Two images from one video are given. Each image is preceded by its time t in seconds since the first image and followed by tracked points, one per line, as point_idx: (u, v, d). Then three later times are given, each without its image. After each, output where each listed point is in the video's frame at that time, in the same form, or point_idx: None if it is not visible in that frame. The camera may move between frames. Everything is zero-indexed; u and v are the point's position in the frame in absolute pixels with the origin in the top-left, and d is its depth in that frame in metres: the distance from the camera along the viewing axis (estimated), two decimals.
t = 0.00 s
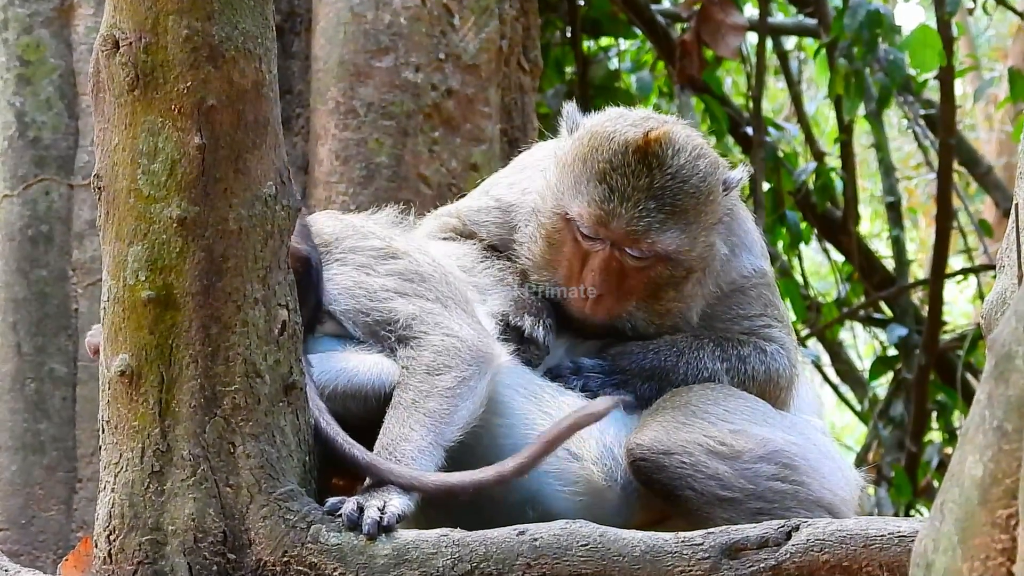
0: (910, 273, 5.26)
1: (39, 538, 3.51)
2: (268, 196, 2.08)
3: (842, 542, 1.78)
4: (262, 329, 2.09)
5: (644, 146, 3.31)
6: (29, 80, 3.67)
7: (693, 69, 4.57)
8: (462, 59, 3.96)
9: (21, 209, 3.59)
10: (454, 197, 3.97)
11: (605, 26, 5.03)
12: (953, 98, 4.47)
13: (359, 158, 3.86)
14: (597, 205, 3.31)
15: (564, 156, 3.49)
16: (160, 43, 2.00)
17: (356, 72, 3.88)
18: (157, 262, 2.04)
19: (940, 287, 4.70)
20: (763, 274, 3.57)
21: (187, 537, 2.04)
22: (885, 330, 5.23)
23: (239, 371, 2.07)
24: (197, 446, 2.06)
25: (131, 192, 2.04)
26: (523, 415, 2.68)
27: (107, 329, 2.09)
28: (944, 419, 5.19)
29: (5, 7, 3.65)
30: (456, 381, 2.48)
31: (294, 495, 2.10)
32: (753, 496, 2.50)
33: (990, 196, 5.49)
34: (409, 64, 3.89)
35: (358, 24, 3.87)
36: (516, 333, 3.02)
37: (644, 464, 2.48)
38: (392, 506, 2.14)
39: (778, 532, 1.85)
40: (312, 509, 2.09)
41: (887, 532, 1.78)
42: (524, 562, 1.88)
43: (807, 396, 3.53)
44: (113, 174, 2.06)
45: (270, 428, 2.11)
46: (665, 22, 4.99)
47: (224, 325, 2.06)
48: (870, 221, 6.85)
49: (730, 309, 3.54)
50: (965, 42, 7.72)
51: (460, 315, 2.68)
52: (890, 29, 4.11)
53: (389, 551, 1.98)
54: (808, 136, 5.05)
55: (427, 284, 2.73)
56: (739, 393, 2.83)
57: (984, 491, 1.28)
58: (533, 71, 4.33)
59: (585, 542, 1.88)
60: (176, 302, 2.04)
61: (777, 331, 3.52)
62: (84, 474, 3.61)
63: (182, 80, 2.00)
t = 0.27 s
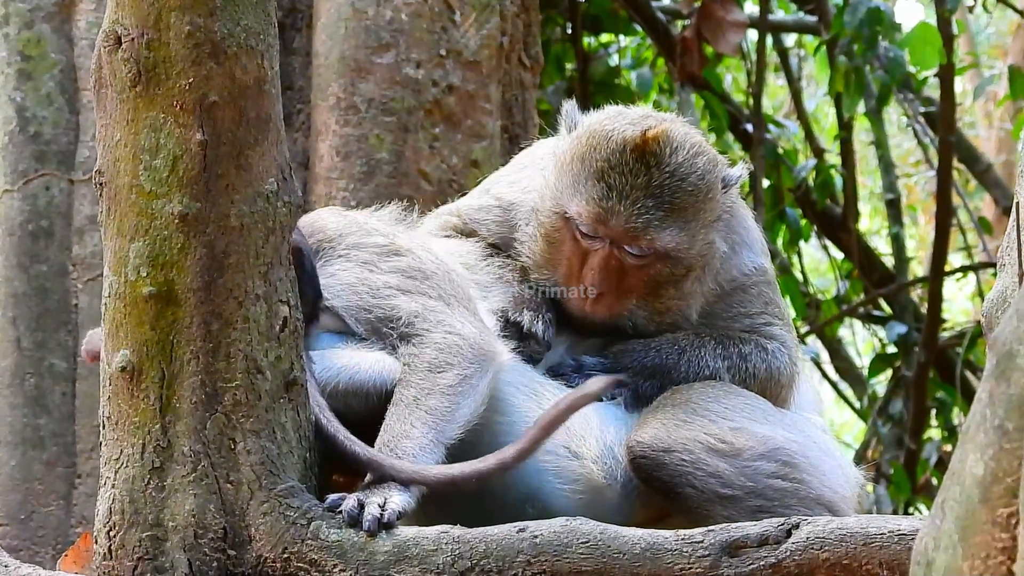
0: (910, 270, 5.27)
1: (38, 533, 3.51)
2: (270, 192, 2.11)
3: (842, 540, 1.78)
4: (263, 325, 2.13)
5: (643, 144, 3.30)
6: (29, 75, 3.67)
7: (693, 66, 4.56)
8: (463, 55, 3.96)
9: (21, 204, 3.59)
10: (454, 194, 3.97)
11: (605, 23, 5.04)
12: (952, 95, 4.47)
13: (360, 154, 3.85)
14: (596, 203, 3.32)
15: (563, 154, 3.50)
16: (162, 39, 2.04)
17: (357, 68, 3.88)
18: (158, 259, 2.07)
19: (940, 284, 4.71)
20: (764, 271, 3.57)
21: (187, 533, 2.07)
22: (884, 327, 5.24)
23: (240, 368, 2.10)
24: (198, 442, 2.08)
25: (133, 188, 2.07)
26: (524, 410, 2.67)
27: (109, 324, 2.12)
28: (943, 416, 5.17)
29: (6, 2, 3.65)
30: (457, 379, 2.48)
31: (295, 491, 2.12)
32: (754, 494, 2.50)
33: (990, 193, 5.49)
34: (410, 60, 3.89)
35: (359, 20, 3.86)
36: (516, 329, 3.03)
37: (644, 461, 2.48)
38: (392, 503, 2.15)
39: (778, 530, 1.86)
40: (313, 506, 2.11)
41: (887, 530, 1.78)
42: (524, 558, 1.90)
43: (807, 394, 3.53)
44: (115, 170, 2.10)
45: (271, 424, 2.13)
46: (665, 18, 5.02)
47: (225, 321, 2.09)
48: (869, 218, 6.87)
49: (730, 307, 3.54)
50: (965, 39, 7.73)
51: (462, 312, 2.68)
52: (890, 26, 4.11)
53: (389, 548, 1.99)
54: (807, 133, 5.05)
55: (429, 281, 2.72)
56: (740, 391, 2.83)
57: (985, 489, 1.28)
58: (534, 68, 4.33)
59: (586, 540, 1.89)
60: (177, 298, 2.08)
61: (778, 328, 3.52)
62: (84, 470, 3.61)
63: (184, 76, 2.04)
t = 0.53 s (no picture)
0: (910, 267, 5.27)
1: (39, 529, 3.51)
2: (270, 187, 2.16)
3: (842, 536, 1.79)
4: (264, 321, 2.16)
5: (641, 142, 3.31)
6: (30, 72, 3.67)
7: (694, 63, 4.57)
8: (463, 52, 3.96)
9: (22, 200, 3.59)
10: (455, 190, 3.97)
11: (606, 19, 5.04)
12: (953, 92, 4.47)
13: (361, 151, 3.85)
14: (595, 202, 3.32)
15: (563, 152, 3.50)
16: (163, 35, 2.08)
17: (357, 65, 3.88)
18: (159, 255, 2.10)
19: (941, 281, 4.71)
20: (764, 266, 3.57)
21: (188, 529, 2.08)
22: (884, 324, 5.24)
23: (241, 363, 2.13)
24: (199, 438, 2.10)
25: (134, 184, 2.11)
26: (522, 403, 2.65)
27: (110, 321, 2.14)
28: (944, 413, 5.21)
29: None
30: (457, 374, 2.47)
31: (296, 487, 2.14)
32: (754, 490, 2.50)
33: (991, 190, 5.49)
34: (411, 57, 3.89)
35: (360, 16, 3.87)
36: (515, 325, 2.99)
37: (645, 457, 2.47)
38: (393, 498, 2.17)
39: (779, 526, 1.87)
40: (314, 502, 2.13)
41: (888, 526, 1.79)
42: (525, 553, 1.92)
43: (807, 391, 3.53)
44: (115, 166, 2.13)
45: (272, 420, 2.16)
46: (666, 15, 5.02)
47: (226, 317, 2.12)
48: (869, 215, 6.87)
49: (730, 303, 3.54)
50: (965, 37, 7.73)
51: (462, 308, 2.65)
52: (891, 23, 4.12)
53: (391, 543, 2.01)
54: (808, 130, 5.05)
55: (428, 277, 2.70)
56: (739, 386, 2.82)
57: (986, 484, 1.28)
58: (534, 64, 4.33)
59: (587, 536, 1.91)
60: (178, 293, 2.10)
61: (780, 325, 3.52)
62: (84, 466, 3.60)
63: (185, 73, 2.08)
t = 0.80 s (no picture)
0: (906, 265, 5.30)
1: (35, 525, 3.50)
2: (271, 184, 2.16)
3: (840, 536, 1.80)
4: (263, 318, 2.16)
5: (646, 142, 3.32)
6: (29, 66, 3.69)
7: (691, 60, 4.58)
8: (461, 49, 3.95)
9: (20, 195, 3.57)
10: (452, 187, 3.95)
11: (603, 16, 5.05)
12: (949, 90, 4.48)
13: (359, 147, 3.85)
14: (599, 202, 3.32)
15: (568, 152, 3.50)
16: (164, 32, 2.10)
17: (355, 62, 3.88)
18: (159, 251, 2.11)
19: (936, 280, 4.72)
20: (766, 268, 3.59)
21: (187, 525, 2.11)
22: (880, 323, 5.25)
23: (240, 360, 2.13)
24: (197, 435, 2.11)
25: (135, 180, 2.12)
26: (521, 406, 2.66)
27: (109, 317, 2.15)
28: (939, 412, 5.26)
29: None
30: (458, 374, 2.46)
31: (294, 484, 2.14)
32: (752, 488, 2.49)
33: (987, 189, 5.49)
34: (408, 54, 3.89)
35: (359, 13, 3.88)
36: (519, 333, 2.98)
37: (643, 456, 2.48)
38: (392, 496, 2.18)
39: (777, 525, 1.88)
40: (312, 498, 2.15)
41: (886, 526, 1.80)
42: (523, 551, 1.94)
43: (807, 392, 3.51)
44: (115, 163, 2.15)
45: (271, 417, 2.16)
46: (663, 13, 5.02)
47: (226, 313, 2.13)
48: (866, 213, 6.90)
49: (731, 304, 3.55)
50: (961, 35, 7.74)
51: (462, 307, 2.65)
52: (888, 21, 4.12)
53: (388, 540, 2.05)
54: (804, 128, 5.06)
55: (431, 276, 2.70)
56: (738, 386, 2.83)
57: (985, 485, 1.29)
58: (532, 62, 4.32)
59: (585, 534, 1.93)
60: (177, 290, 2.11)
61: (779, 326, 3.53)
62: (80, 461, 3.59)
63: (185, 69, 2.09)
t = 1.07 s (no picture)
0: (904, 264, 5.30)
1: (34, 522, 3.54)
2: (273, 184, 2.17)
3: (842, 536, 1.81)
4: (265, 317, 2.17)
5: (667, 136, 3.26)
6: (29, 64, 3.74)
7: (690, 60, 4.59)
8: (462, 48, 3.95)
9: (21, 193, 3.62)
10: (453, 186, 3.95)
11: (603, 16, 5.01)
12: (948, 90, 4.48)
13: (359, 146, 3.86)
14: (621, 195, 3.28)
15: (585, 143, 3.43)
16: (166, 31, 2.09)
17: (355, 60, 3.88)
18: (161, 250, 2.11)
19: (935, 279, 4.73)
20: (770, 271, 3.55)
21: (188, 524, 2.11)
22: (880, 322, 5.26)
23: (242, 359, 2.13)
24: (200, 434, 2.12)
25: (137, 179, 2.12)
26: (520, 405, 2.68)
27: (111, 317, 2.15)
28: (939, 412, 5.29)
29: None
30: (457, 373, 2.47)
31: (296, 483, 2.15)
32: (754, 489, 2.51)
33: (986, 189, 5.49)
34: (409, 52, 3.89)
35: (359, 12, 3.87)
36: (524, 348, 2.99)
37: (644, 456, 2.48)
38: (394, 495, 2.19)
39: (778, 525, 1.88)
40: (314, 497, 2.16)
41: (888, 526, 1.80)
42: (524, 550, 1.95)
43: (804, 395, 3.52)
44: (117, 162, 2.14)
45: (273, 416, 2.17)
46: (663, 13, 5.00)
47: (227, 312, 2.14)
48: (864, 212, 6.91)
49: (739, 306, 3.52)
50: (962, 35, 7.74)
51: (462, 306, 2.65)
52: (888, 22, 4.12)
53: (390, 540, 2.05)
54: (803, 128, 5.06)
55: (428, 275, 2.69)
56: (739, 386, 2.83)
57: (988, 486, 1.29)
58: (533, 61, 4.31)
59: (586, 534, 1.94)
60: (179, 289, 2.11)
61: (777, 330, 3.49)
62: (80, 459, 3.63)
63: (187, 69, 2.09)
